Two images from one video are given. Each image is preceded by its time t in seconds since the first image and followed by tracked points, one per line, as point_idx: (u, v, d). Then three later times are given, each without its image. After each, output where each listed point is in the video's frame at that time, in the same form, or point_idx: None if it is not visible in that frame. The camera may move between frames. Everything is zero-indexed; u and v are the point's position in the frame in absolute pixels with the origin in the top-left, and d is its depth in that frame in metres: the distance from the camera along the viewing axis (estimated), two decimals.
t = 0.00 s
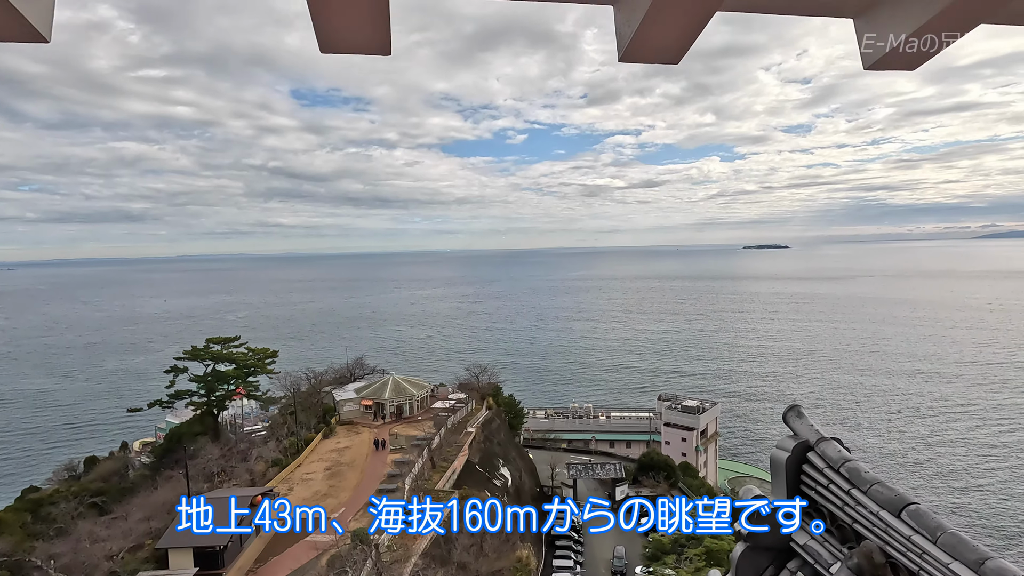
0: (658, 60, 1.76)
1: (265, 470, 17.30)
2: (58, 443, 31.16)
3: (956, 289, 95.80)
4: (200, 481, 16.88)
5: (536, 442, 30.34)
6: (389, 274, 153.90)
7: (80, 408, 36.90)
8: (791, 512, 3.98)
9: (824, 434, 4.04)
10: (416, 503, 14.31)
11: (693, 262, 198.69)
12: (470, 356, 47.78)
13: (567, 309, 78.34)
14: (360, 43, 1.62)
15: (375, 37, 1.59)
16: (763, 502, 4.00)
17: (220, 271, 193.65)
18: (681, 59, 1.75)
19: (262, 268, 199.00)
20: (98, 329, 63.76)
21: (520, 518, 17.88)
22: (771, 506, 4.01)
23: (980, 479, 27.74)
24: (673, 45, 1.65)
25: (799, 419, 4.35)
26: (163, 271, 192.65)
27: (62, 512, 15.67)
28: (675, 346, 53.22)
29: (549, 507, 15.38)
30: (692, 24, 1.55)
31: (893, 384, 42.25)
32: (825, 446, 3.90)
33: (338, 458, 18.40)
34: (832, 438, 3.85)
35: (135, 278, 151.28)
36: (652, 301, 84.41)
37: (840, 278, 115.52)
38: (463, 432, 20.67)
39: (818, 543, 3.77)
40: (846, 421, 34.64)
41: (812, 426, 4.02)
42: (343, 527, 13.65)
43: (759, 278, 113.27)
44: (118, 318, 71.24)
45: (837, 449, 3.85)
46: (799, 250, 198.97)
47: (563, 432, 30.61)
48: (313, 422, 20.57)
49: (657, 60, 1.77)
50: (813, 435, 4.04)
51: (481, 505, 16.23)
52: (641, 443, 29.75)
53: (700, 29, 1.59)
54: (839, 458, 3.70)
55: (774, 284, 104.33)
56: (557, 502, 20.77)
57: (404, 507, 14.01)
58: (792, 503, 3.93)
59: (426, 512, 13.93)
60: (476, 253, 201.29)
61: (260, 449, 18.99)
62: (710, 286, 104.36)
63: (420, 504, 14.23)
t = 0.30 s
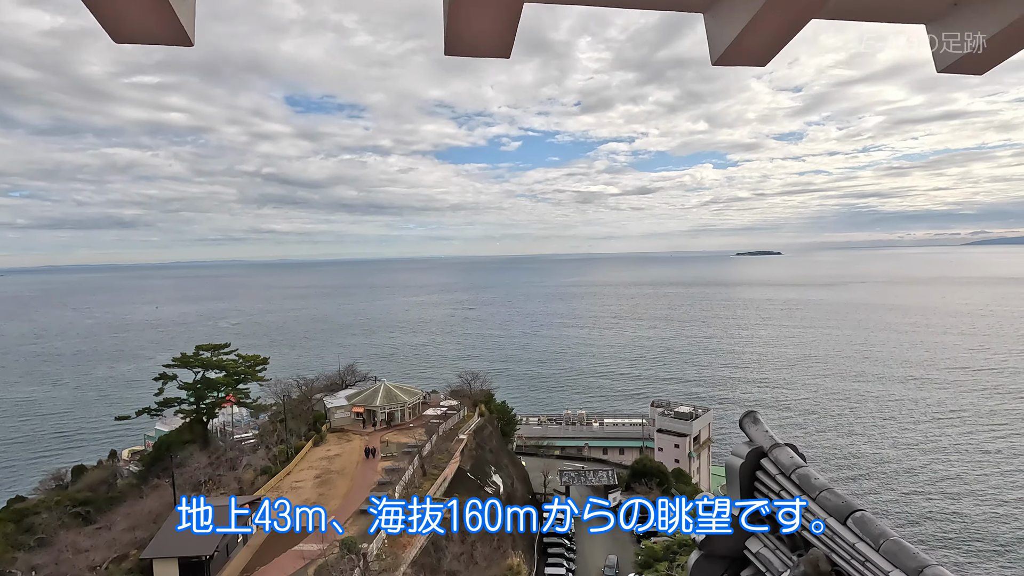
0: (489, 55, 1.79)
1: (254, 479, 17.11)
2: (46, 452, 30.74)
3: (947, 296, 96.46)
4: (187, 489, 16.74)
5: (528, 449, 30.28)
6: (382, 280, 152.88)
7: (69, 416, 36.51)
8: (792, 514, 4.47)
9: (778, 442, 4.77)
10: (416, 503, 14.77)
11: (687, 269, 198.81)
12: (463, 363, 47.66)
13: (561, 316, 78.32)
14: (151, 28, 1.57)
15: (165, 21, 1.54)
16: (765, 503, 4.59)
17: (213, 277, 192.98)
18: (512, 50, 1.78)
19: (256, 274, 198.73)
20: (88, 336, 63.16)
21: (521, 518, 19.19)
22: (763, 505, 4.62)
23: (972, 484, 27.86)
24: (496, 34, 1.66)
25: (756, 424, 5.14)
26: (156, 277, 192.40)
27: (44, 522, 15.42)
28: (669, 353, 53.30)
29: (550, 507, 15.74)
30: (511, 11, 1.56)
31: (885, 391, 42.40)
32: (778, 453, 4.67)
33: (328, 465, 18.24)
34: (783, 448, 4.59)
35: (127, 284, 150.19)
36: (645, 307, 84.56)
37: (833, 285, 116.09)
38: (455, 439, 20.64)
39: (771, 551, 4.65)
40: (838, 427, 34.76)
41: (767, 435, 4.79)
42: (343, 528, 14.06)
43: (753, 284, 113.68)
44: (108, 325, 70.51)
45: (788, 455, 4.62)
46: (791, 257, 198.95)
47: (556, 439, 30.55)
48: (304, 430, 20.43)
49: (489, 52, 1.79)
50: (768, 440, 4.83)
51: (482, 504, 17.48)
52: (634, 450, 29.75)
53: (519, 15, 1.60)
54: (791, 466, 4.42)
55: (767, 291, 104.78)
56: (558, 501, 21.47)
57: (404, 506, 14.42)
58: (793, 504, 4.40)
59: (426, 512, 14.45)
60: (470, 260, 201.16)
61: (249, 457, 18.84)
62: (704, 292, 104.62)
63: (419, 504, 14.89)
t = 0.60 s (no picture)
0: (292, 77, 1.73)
1: (246, 488, 16.97)
2: (39, 461, 30.56)
3: (942, 302, 96.87)
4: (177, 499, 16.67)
5: (525, 456, 30.21)
6: (379, 287, 152.80)
7: (62, 425, 36.24)
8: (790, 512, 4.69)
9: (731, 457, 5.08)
10: (415, 503, 15.42)
11: (684, 275, 198.93)
12: (459, 370, 47.58)
13: (558, 322, 78.33)
14: None
15: None
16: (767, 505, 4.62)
17: (210, 284, 192.81)
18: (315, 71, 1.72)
19: (254, 281, 198.78)
20: (83, 344, 62.87)
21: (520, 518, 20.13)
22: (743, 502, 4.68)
23: (969, 490, 27.88)
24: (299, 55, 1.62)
25: (710, 438, 5.47)
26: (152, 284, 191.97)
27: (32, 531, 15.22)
28: (665, 359, 53.31)
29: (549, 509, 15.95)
30: (294, 33, 1.49)
31: (883, 397, 42.37)
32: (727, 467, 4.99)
33: (322, 474, 18.13)
34: (738, 463, 4.85)
35: (123, 291, 149.85)
36: (642, 314, 84.66)
37: (829, 291, 116.50)
38: (450, 446, 20.63)
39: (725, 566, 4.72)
40: (834, 433, 34.78)
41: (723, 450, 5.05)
42: (343, 527, 14.33)
43: (749, 291, 113.99)
44: (104, 333, 70.33)
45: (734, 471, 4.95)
46: (788, 263, 198.80)
47: (552, 446, 30.47)
48: (297, 438, 20.31)
49: (288, 74, 1.74)
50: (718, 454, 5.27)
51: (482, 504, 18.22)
52: (631, 457, 29.70)
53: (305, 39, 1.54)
54: (744, 482, 4.70)
55: (764, 296, 105.07)
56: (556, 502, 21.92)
57: (404, 506, 14.81)
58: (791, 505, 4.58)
59: (426, 512, 15.09)
60: (467, 266, 201.27)
61: (241, 466, 18.73)
62: (701, 298, 104.84)
63: (420, 503, 15.70)
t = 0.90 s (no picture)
0: (94, 76, 1.75)
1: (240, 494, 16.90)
2: (33, 468, 30.42)
3: (941, 308, 96.86)
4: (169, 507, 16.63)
5: (522, 463, 30.11)
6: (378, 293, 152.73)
7: (57, 432, 36.10)
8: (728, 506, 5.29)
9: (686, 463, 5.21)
10: (416, 502, 15.95)
11: (682, 281, 198.76)
12: (457, 377, 47.49)
13: (556, 329, 78.29)
14: None
15: None
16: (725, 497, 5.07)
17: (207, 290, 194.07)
18: (125, 73, 1.75)
19: (253, 288, 198.87)
20: (80, 350, 62.79)
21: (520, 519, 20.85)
22: (713, 501, 4.72)
23: (970, 498, 27.70)
24: (78, 59, 1.62)
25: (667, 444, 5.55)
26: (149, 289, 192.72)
27: (23, 539, 15.14)
28: (662, 366, 53.28)
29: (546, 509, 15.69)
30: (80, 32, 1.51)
31: (881, 404, 42.32)
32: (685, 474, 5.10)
33: (316, 481, 18.01)
34: (689, 472, 5.00)
35: (119, 297, 150.32)
36: (640, 320, 84.67)
37: (827, 297, 116.48)
38: (446, 453, 20.55)
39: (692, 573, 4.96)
40: (833, 441, 34.66)
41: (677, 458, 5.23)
42: (343, 527, 14.62)
43: (746, 297, 114.08)
44: (101, 340, 70.13)
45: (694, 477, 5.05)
46: (786, 269, 198.82)
47: (549, 453, 30.38)
48: (292, 445, 20.15)
49: (94, 75, 1.76)
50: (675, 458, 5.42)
51: (484, 503, 18.81)
52: (628, 464, 29.61)
53: (93, 38, 1.52)
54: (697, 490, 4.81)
55: (763, 303, 104.97)
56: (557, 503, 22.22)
57: (404, 507, 15.05)
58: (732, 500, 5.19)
59: (426, 512, 15.52)
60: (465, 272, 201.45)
61: (235, 473, 18.67)
62: (699, 305, 104.76)
63: (420, 501, 16.23)
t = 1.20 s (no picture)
0: None
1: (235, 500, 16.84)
2: (27, 474, 30.26)
3: (939, 313, 96.97)
4: (161, 515, 16.55)
5: (519, 469, 30.08)
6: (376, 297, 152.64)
7: (52, 438, 35.96)
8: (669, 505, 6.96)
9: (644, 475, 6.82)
10: (416, 503, 16.37)
11: (681, 287, 198.62)
12: (454, 382, 47.44)
13: (554, 334, 78.32)
14: None
15: None
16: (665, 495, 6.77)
17: (205, 295, 194.16)
18: None
19: (251, 292, 198.53)
20: (77, 355, 62.61)
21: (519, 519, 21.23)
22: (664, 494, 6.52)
23: (969, 504, 27.65)
24: None
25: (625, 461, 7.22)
26: (148, 294, 192.47)
27: (14, 547, 15.00)
28: (661, 371, 53.25)
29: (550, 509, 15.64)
30: None
31: (879, 410, 42.31)
32: (641, 485, 6.57)
33: (311, 487, 17.96)
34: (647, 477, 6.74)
35: (116, 302, 150.33)
36: (638, 325, 84.64)
37: (825, 302, 116.52)
38: (442, 458, 20.54)
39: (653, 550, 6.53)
40: (831, 447, 34.59)
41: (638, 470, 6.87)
42: (343, 527, 14.87)
43: (744, 302, 114.09)
44: (98, 344, 70.03)
45: (651, 486, 6.54)
46: (785, 274, 198.95)
47: (546, 458, 30.33)
48: (286, 451, 20.13)
49: None
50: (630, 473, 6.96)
51: (482, 506, 19.20)
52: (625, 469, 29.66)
53: None
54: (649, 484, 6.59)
55: (761, 308, 105.12)
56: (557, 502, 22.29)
57: (404, 507, 15.57)
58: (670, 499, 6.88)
59: (427, 512, 15.99)
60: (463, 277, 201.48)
61: (228, 479, 18.58)
62: (697, 310, 104.79)
63: (420, 502, 16.61)
